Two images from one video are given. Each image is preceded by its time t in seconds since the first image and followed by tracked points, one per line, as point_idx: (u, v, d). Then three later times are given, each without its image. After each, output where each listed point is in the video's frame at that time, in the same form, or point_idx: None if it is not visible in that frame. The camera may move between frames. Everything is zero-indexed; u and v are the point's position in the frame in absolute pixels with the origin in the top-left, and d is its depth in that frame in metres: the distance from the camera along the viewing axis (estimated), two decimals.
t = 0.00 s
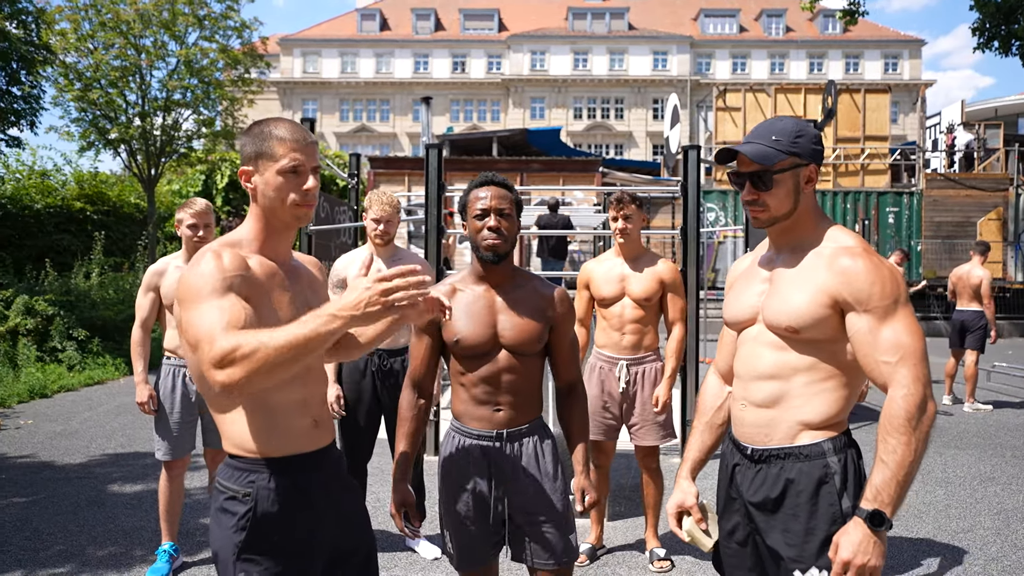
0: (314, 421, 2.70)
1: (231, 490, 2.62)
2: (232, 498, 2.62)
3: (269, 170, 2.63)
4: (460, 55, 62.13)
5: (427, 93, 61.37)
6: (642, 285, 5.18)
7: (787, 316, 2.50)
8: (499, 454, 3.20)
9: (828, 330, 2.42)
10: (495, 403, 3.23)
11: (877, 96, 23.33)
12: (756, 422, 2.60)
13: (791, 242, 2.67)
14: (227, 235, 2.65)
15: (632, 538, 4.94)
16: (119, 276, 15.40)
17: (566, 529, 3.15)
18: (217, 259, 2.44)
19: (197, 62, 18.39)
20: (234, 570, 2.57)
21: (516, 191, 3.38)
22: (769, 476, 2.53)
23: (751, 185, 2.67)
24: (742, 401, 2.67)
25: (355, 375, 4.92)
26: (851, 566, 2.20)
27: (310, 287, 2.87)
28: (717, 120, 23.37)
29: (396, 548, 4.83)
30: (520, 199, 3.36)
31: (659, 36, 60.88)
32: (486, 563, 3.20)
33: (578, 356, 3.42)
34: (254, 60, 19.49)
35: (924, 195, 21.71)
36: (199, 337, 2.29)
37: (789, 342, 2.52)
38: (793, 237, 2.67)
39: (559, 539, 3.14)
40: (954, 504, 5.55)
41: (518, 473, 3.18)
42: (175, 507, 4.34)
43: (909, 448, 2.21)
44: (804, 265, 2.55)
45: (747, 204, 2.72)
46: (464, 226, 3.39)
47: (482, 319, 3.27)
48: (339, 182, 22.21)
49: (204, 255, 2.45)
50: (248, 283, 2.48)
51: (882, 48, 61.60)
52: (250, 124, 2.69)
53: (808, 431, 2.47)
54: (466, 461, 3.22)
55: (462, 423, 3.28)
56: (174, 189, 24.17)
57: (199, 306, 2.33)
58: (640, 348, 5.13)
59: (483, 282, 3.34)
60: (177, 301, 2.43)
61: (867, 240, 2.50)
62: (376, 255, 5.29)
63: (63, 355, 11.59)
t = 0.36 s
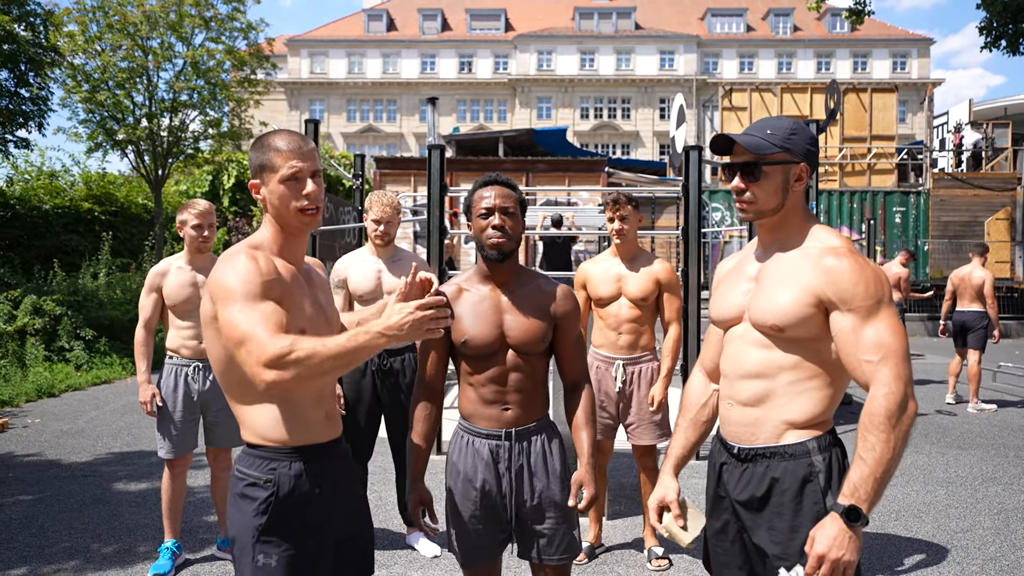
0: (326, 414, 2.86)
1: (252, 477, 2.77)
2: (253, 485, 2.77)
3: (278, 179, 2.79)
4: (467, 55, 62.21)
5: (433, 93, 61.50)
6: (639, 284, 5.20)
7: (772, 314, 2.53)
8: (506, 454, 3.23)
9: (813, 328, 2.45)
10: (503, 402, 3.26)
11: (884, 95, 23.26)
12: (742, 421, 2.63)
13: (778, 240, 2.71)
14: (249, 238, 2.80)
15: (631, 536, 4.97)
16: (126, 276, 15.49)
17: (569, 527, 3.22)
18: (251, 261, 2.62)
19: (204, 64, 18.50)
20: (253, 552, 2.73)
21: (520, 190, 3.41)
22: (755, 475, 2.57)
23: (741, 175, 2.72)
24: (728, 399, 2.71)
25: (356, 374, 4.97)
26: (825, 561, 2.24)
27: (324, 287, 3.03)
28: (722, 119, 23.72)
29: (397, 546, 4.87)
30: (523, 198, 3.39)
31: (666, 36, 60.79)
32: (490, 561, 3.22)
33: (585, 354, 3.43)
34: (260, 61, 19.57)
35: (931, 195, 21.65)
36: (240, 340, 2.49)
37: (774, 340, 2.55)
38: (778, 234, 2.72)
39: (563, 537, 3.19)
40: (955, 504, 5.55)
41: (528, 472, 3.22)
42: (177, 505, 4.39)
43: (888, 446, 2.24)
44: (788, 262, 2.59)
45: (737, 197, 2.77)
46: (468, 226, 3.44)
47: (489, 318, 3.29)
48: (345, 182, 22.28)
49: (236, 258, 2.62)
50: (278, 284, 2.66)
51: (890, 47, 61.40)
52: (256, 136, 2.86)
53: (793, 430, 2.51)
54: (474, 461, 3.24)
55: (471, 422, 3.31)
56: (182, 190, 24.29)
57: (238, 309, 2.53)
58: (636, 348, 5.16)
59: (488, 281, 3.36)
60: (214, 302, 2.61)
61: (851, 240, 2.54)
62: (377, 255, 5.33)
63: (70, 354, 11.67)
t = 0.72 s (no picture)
0: (343, 410, 2.93)
1: (266, 465, 2.86)
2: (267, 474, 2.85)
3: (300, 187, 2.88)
4: (472, 55, 62.24)
5: (438, 93, 61.53)
6: (642, 285, 5.21)
7: (771, 316, 2.53)
8: (525, 455, 3.24)
9: (811, 331, 2.46)
10: (521, 404, 3.27)
11: (889, 95, 23.19)
12: (741, 423, 2.63)
13: (777, 241, 2.72)
14: (269, 244, 2.90)
15: (635, 536, 4.99)
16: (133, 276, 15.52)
17: (584, 529, 3.24)
18: (259, 266, 2.68)
19: (209, 64, 18.56)
20: (265, 535, 2.83)
21: (540, 192, 3.41)
22: (753, 476, 2.57)
23: (735, 176, 2.75)
24: (726, 401, 2.71)
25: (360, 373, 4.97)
26: (822, 564, 2.25)
27: (345, 290, 3.08)
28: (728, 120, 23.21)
29: (400, 546, 4.89)
30: (543, 201, 3.40)
31: (671, 36, 60.72)
32: (504, 560, 3.21)
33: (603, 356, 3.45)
34: (265, 61, 19.60)
35: (937, 195, 21.60)
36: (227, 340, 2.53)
37: (773, 342, 2.55)
38: (776, 237, 2.73)
39: (577, 538, 3.21)
40: (959, 505, 5.54)
41: (547, 474, 3.23)
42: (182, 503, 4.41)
43: (886, 450, 2.25)
44: (786, 265, 2.59)
45: (734, 197, 2.80)
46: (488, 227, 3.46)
47: (508, 320, 3.30)
48: (350, 183, 22.32)
49: (245, 261, 2.71)
50: (282, 291, 2.71)
51: (896, 46, 61.27)
52: (285, 145, 2.97)
53: (791, 431, 2.51)
54: (493, 462, 3.23)
55: (489, 423, 3.31)
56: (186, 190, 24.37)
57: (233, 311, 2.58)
58: (639, 348, 5.16)
59: (507, 283, 3.37)
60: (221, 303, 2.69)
61: (851, 241, 2.55)
62: (382, 255, 5.35)
63: (76, 354, 11.71)
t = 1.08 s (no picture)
0: (356, 408, 2.90)
1: (276, 460, 2.87)
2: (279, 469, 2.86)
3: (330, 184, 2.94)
4: (477, 55, 62.26)
5: (443, 92, 61.56)
6: (653, 285, 5.22)
7: (785, 316, 2.52)
8: (550, 454, 3.24)
9: (824, 331, 2.45)
10: (546, 402, 3.28)
11: (896, 94, 23.11)
12: (756, 422, 2.62)
13: (783, 242, 2.73)
14: (295, 242, 2.94)
15: (645, 536, 4.98)
16: (139, 275, 15.53)
17: (607, 527, 3.24)
18: (272, 265, 2.76)
19: (216, 64, 18.59)
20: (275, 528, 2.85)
21: (567, 192, 3.41)
22: (768, 476, 2.56)
23: (742, 178, 2.75)
24: (741, 401, 2.70)
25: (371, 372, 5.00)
26: (833, 563, 2.25)
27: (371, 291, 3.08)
28: (734, 118, 23.55)
29: (409, 546, 4.89)
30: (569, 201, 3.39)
31: (676, 35, 60.64)
32: (527, 561, 3.19)
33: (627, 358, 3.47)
34: (272, 61, 19.59)
35: (944, 195, 21.52)
36: (223, 330, 2.67)
37: (787, 343, 2.55)
38: (786, 235, 2.72)
39: (599, 537, 3.21)
40: (970, 506, 5.51)
41: (572, 473, 3.23)
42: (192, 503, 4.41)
43: (900, 450, 2.23)
44: (799, 265, 2.58)
45: (742, 197, 2.80)
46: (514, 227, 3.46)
47: (534, 319, 3.30)
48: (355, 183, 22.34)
49: (265, 258, 2.79)
50: (291, 293, 2.76)
51: (902, 46, 61.13)
52: (319, 146, 3.03)
53: (805, 431, 2.51)
54: (518, 460, 3.24)
55: (513, 421, 3.32)
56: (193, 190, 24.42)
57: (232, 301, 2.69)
58: (650, 348, 5.16)
59: (534, 282, 3.37)
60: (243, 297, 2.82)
61: (864, 241, 2.54)
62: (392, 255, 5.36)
63: (84, 353, 11.74)
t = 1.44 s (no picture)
0: (357, 408, 2.89)
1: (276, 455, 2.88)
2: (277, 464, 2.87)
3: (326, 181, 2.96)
4: (481, 55, 62.28)
5: (448, 93, 61.59)
6: (661, 285, 5.21)
7: (796, 319, 2.53)
8: (554, 453, 3.24)
9: (836, 332, 2.45)
10: (552, 402, 3.28)
11: (902, 94, 23.04)
12: (768, 423, 2.63)
13: (795, 244, 2.73)
14: (300, 245, 2.99)
15: (652, 536, 4.98)
16: (147, 276, 15.56)
17: (611, 527, 3.24)
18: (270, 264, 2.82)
19: (223, 65, 18.62)
20: (271, 524, 2.85)
21: (577, 190, 3.41)
22: (780, 476, 2.58)
23: (753, 180, 2.75)
24: (753, 402, 2.70)
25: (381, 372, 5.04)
26: (785, 511, 2.32)
27: (381, 286, 3.05)
28: (740, 119, 23.27)
29: (417, 545, 4.90)
30: (579, 199, 3.38)
31: (681, 35, 60.57)
32: (531, 560, 3.20)
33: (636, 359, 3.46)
34: (278, 62, 19.61)
35: (951, 194, 21.46)
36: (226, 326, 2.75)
37: (799, 344, 2.55)
38: (797, 236, 2.73)
39: (604, 537, 3.22)
40: (978, 507, 5.50)
41: (576, 474, 3.23)
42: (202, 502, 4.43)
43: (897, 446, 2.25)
44: (809, 267, 2.59)
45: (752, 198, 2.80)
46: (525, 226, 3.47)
47: (544, 318, 3.31)
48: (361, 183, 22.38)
49: (266, 259, 2.86)
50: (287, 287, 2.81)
51: (908, 45, 61.03)
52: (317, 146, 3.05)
53: (819, 432, 2.51)
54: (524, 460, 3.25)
55: (519, 421, 3.32)
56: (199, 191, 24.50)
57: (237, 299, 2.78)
58: (658, 348, 5.16)
59: (545, 281, 3.38)
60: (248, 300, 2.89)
61: (877, 242, 2.53)
62: (400, 255, 5.38)
63: (92, 353, 11.79)
